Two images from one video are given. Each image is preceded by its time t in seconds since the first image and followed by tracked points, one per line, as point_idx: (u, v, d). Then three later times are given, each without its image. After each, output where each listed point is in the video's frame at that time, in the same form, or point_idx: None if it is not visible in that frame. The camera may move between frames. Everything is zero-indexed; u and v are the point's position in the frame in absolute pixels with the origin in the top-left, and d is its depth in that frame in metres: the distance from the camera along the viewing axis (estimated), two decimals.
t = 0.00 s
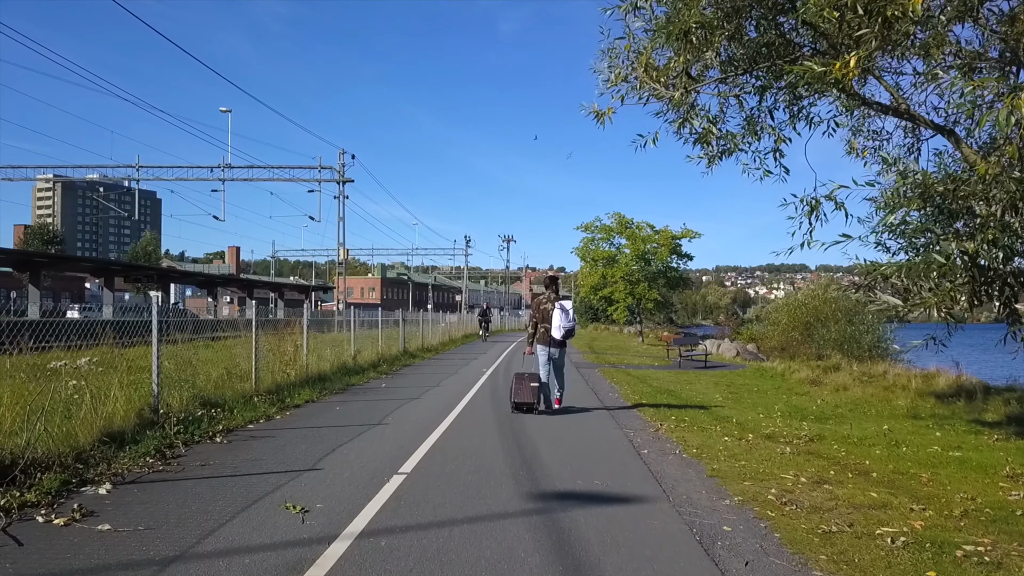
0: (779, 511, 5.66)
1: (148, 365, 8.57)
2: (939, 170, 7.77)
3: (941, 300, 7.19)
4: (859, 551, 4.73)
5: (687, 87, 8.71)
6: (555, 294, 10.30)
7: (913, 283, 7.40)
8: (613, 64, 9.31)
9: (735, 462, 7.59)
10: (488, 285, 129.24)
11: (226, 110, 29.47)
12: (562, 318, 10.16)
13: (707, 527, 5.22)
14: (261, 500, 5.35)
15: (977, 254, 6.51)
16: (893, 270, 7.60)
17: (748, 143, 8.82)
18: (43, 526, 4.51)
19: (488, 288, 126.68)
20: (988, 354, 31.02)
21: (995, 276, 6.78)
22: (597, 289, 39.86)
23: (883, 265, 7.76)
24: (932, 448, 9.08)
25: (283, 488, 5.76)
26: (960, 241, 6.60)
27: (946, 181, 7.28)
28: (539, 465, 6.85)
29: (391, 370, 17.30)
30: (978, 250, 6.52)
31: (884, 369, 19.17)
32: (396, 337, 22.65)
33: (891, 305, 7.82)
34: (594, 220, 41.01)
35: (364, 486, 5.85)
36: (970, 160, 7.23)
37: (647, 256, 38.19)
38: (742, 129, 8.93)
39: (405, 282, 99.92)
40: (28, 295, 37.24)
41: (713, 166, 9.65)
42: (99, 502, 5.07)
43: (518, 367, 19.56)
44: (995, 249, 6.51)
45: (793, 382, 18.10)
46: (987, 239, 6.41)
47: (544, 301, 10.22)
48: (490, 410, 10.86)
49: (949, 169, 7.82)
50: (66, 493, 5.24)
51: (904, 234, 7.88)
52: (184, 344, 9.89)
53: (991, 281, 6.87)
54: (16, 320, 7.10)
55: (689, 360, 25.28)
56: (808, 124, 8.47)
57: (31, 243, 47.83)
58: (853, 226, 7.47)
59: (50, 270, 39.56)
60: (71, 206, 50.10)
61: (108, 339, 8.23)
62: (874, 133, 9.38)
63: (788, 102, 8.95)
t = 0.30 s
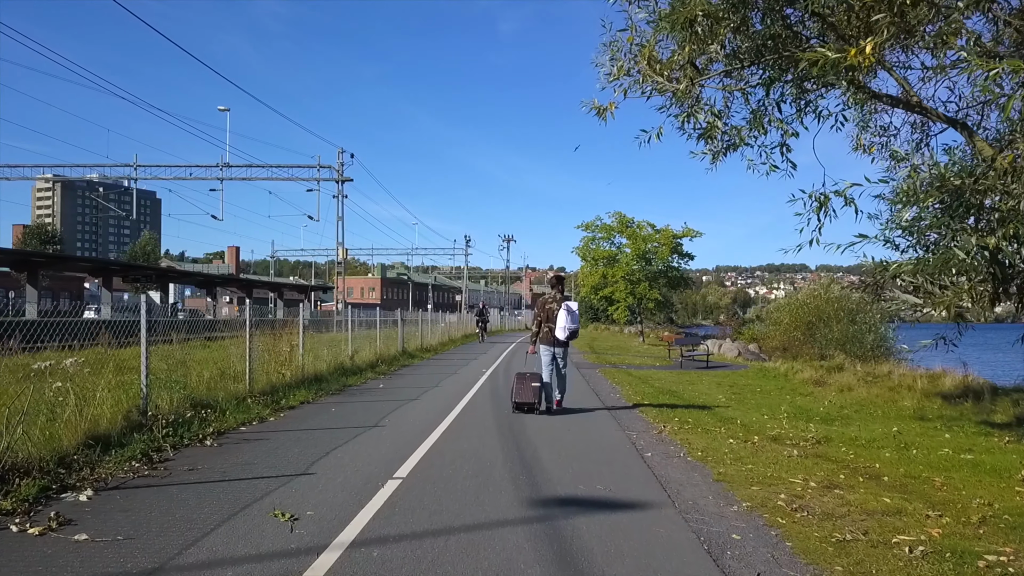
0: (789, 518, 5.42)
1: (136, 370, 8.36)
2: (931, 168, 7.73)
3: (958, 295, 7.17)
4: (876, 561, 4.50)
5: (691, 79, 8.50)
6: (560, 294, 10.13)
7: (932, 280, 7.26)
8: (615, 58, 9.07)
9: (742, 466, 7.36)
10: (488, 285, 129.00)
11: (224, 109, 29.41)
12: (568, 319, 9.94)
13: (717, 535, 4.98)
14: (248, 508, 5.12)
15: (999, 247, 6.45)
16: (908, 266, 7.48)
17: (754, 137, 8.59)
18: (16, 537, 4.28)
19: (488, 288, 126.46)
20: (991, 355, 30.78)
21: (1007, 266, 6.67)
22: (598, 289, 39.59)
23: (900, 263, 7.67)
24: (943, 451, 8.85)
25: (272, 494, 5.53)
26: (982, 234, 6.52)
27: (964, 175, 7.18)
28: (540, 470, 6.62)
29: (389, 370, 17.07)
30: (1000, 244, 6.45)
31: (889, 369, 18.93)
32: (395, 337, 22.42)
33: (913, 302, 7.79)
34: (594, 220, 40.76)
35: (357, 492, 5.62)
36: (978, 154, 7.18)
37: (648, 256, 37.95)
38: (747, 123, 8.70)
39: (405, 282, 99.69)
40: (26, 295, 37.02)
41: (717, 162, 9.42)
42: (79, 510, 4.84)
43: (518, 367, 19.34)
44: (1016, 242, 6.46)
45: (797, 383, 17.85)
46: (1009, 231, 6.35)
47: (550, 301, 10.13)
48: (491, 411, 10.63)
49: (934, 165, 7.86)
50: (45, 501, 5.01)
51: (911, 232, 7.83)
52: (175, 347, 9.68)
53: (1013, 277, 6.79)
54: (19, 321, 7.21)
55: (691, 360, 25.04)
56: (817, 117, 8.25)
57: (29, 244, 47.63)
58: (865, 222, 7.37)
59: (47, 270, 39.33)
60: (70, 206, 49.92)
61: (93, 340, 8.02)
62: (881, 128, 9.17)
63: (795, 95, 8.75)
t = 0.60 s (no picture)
0: (797, 528, 5.17)
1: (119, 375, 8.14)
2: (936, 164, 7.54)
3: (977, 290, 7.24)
4: (890, 575, 4.26)
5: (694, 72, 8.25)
6: (563, 294, 9.86)
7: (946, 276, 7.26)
8: (615, 51, 8.81)
9: (746, 471, 7.12)
10: (488, 285, 128.74)
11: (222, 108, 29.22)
12: (570, 320, 9.71)
13: (722, 546, 4.75)
14: (229, 517, 4.88)
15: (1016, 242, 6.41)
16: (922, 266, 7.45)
17: (758, 132, 8.35)
18: None
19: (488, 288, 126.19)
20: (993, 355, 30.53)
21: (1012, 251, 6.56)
22: (598, 289, 39.33)
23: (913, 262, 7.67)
24: (951, 455, 8.60)
25: (256, 502, 5.29)
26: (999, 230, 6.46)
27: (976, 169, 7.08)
28: (537, 476, 6.38)
29: (385, 371, 16.81)
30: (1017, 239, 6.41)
31: (892, 370, 18.68)
32: (392, 337, 22.15)
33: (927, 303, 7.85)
34: (594, 219, 40.50)
35: (344, 500, 5.38)
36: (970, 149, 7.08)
37: (648, 255, 37.70)
38: (751, 118, 8.45)
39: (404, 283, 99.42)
40: (22, 295, 36.76)
41: (719, 159, 9.16)
42: (49, 521, 4.60)
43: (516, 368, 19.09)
44: None
45: (800, 384, 17.60)
46: None
47: (552, 302, 9.85)
48: (488, 413, 10.39)
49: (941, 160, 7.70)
50: (14, 511, 4.77)
51: (919, 229, 7.66)
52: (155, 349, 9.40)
53: None
54: (14, 322, 7.44)
55: (691, 361, 24.79)
56: (823, 111, 8.02)
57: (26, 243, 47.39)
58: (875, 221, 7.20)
59: (44, 270, 39.07)
60: (68, 206, 49.69)
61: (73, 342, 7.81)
62: (887, 124, 8.93)
63: (800, 89, 8.52)
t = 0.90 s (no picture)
0: (808, 541, 4.89)
1: (102, 379, 7.87)
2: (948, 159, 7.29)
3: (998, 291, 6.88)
4: None
5: (699, 65, 7.96)
6: (560, 295, 9.65)
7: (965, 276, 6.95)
8: (616, 43, 8.53)
9: (753, 478, 6.83)
10: (488, 285, 128.44)
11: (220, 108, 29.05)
12: (568, 320, 9.49)
13: (731, 561, 4.47)
14: (207, 531, 4.60)
15: None
16: (939, 266, 7.17)
17: (764, 127, 8.06)
18: None
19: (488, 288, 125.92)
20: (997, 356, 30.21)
21: None
22: (598, 289, 39.04)
23: (930, 261, 7.38)
24: (963, 461, 8.32)
25: (237, 513, 5.00)
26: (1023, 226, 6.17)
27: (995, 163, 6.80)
28: (534, 484, 6.10)
29: (382, 372, 16.54)
30: None
31: (897, 372, 18.39)
32: (390, 338, 21.89)
33: (946, 305, 7.49)
34: (594, 219, 40.21)
35: (331, 511, 5.10)
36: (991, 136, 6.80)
37: (648, 255, 37.42)
38: (756, 112, 8.17)
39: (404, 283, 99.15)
40: (20, 295, 36.53)
41: (723, 155, 8.87)
42: (13, 536, 4.31)
43: (514, 370, 18.70)
44: None
45: (804, 386, 17.31)
46: None
47: (550, 303, 9.59)
48: (485, 416, 10.10)
49: (953, 155, 7.44)
50: None
51: (932, 227, 7.39)
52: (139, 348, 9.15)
53: None
54: None
55: (693, 362, 24.51)
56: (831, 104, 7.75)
57: (24, 244, 47.18)
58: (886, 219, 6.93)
59: (41, 271, 38.83)
60: (67, 205, 49.48)
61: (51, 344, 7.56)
62: (895, 119, 8.65)
63: (807, 82, 8.24)
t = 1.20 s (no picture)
0: (820, 554, 4.66)
1: (87, 382, 7.64)
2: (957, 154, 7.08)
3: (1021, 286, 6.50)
4: None
5: (703, 59, 7.75)
6: (555, 294, 9.49)
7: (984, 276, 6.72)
8: (618, 37, 8.31)
9: (759, 485, 6.60)
10: (488, 285, 128.19)
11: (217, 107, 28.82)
12: (563, 319, 9.32)
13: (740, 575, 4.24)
14: (188, 543, 4.37)
15: None
16: (954, 266, 6.93)
17: (770, 122, 7.84)
18: None
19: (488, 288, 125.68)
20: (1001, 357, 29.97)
21: None
22: (598, 289, 38.79)
23: (944, 261, 7.15)
24: (974, 465, 8.10)
25: (220, 524, 4.77)
26: None
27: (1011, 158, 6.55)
28: (533, 492, 5.87)
29: (379, 374, 16.33)
30: None
31: (902, 373, 18.14)
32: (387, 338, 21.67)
33: (967, 302, 7.02)
34: (594, 219, 39.95)
35: (319, 521, 4.87)
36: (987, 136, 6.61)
37: (649, 255, 37.18)
38: (761, 107, 7.96)
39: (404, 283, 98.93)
40: (17, 295, 36.28)
41: (727, 152, 8.64)
42: None
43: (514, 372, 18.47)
44: None
45: (806, 387, 17.09)
46: None
47: (546, 303, 9.39)
48: (484, 419, 9.89)
49: (965, 150, 7.22)
50: None
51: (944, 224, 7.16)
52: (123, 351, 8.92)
53: None
54: None
55: (694, 363, 24.28)
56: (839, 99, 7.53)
57: (22, 243, 46.92)
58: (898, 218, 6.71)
59: (39, 271, 38.60)
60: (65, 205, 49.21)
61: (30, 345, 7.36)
62: (903, 116, 8.45)
63: (814, 76, 8.02)
